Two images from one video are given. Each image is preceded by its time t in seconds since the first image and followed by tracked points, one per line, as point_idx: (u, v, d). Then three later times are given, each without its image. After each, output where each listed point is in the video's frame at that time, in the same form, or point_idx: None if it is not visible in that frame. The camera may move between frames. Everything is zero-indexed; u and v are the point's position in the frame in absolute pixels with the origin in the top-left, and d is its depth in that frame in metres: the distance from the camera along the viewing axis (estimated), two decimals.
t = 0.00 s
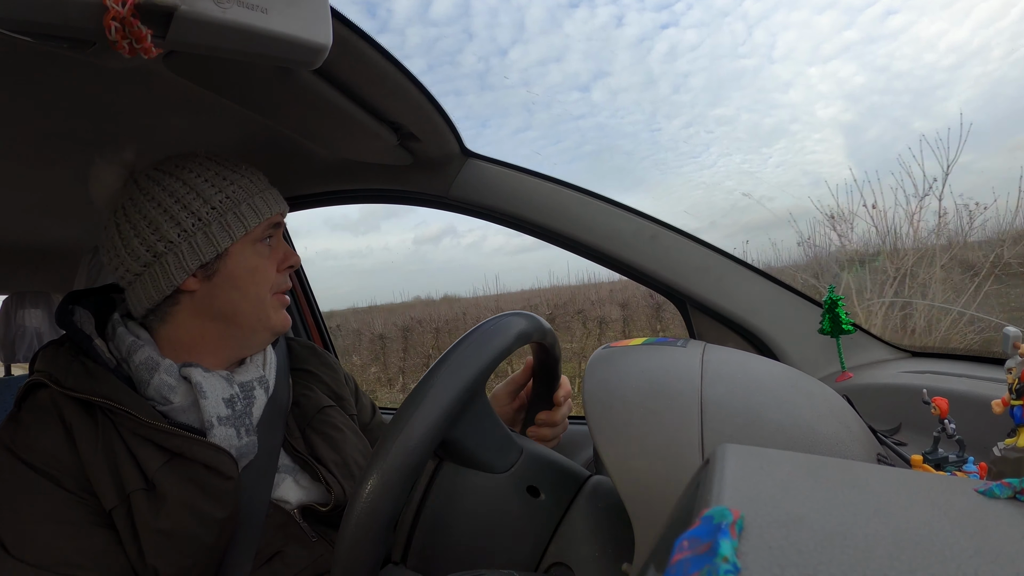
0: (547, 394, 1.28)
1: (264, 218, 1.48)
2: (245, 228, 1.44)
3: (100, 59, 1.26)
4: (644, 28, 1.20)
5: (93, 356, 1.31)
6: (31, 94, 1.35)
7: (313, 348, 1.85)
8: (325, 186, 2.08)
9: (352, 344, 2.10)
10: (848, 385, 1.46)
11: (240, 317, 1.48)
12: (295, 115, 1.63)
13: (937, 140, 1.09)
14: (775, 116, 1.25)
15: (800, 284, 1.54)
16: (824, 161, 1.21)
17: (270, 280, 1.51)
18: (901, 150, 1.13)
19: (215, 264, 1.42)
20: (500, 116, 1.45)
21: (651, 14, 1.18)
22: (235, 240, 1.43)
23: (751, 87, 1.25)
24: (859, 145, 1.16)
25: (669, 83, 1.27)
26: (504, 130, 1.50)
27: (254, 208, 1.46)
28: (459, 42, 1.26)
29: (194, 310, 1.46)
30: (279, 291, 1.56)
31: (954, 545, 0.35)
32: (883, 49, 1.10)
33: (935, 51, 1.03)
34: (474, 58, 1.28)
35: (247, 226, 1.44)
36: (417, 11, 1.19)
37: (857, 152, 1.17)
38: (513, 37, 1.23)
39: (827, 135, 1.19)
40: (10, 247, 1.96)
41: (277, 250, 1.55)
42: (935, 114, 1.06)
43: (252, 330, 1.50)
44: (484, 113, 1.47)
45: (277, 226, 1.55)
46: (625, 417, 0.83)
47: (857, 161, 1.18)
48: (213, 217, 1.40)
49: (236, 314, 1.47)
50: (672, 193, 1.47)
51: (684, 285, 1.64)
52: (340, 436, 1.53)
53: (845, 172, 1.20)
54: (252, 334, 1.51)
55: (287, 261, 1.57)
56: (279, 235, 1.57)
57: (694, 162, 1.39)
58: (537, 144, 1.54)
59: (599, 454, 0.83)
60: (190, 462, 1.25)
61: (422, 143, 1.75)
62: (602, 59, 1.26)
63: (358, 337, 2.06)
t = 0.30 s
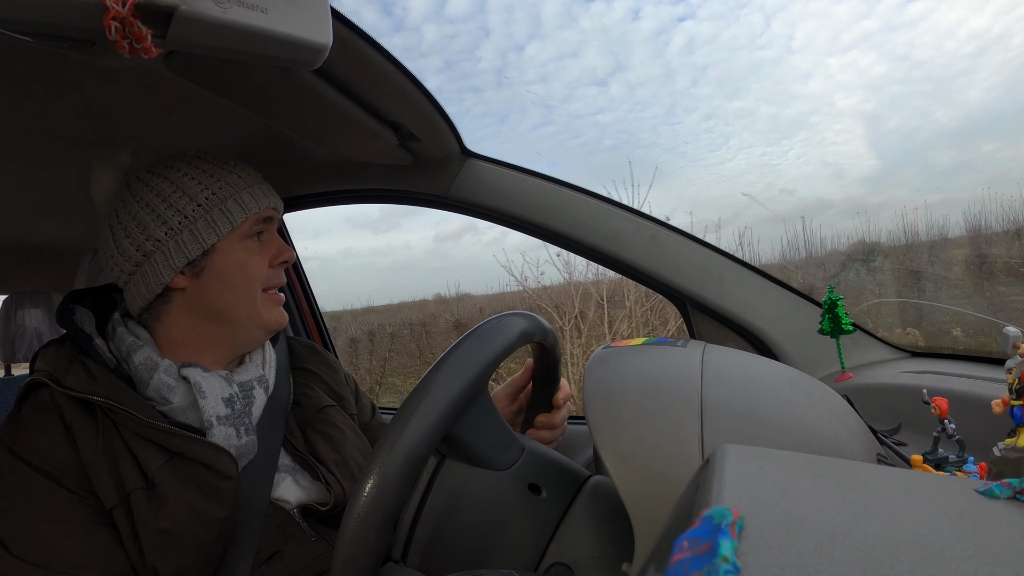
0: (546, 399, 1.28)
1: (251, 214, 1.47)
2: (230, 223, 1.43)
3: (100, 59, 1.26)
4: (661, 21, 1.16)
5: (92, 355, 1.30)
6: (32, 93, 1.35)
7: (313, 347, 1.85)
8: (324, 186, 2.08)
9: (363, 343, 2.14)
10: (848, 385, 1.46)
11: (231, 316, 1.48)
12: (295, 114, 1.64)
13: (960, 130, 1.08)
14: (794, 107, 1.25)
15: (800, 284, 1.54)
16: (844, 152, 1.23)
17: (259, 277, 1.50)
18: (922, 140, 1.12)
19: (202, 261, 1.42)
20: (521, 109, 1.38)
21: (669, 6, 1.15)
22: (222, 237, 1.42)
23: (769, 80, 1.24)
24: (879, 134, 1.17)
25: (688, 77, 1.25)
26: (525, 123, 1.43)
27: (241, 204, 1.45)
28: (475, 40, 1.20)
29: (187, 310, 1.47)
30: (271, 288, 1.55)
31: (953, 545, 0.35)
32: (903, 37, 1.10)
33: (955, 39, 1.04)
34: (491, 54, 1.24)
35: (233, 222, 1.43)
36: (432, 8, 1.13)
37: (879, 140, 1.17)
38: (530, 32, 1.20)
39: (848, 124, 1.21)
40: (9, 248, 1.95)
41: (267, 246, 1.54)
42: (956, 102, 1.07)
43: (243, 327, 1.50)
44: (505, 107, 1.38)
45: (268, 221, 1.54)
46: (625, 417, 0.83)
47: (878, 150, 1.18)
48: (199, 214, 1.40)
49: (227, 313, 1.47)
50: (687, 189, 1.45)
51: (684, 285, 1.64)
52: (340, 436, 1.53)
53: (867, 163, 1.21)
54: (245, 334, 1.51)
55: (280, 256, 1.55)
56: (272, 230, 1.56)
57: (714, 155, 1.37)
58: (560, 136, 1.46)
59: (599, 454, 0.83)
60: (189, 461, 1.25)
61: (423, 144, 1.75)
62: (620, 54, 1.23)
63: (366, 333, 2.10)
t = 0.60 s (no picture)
0: (545, 401, 1.28)
1: (214, 208, 1.44)
2: (193, 220, 1.42)
3: (100, 59, 1.25)
4: (680, 15, 1.16)
5: (92, 354, 1.31)
6: (32, 93, 1.35)
7: (313, 349, 1.85)
8: (323, 185, 2.08)
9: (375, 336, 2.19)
10: (848, 385, 1.46)
11: (205, 315, 1.46)
12: (295, 114, 1.64)
13: (984, 122, 1.05)
14: (818, 100, 1.20)
15: (800, 283, 1.54)
16: (867, 145, 1.19)
17: (229, 273, 1.47)
18: (945, 132, 1.08)
19: (170, 260, 1.45)
20: (542, 106, 1.36)
21: None
22: (184, 234, 1.42)
23: (790, 71, 1.19)
24: (901, 129, 1.12)
25: (708, 70, 1.23)
26: (545, 121, 1.41)
27: (203, 199, 1.43)
28: (495, 38, 1.21)
29: (166, 310, 1.49)
30: (248, 285, 1.52)
31: (953, 545, 0.35)
32: (925, 28, 1.03)
33: (978, 28, 0.99)
34: (511, 52, 1.24)
35: (193, 217, 1.42)
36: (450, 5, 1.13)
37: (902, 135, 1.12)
38: (548, 29, 1.20)
39: (871, 117, 1.16)
40: (9, 248, 1.95)
41: (242, 242, 1.51)
42: (980, 93, 1.04)
43: (220, 325, 1.47)
44: (526, 103, 1.36)
45: (241, 214, 1.51)
46: (625, 417, 0.83)
47: (901, 145, 1.13)
48: (162, 212, 1.41)
49: (201, 312, 1.46)
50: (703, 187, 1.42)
51: (684, 285, 1.64)
52: (340, 437, 1.53)
53: (891, 156, 1.16)
54: (223, 333, 1.48)
55: (255, 250, 1.53)
56: (247, 223, 1.53)
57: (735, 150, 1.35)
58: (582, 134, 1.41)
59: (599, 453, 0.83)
60: (187, 460, 1.25)
61: (423, 144, 1.75)
62: (640, 50, 1.21)
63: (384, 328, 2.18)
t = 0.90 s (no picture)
0: (546, 377, 1.26)
1: (209, 207, 1.44)
2: (187, 221, 1.42)
3: (101, 58, 1.25)
4: (698, 9, 1.14)
5: (91, 354, 1.31)
6: (32, 93, 1.35)
7: (312, 348, 1.85)
8: (322, 185, 2.08)
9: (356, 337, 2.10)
10: (848, 385, 1.46)
11: (204, 315, 1.46)
12: (296, 114, 1.63)
13: (1009, 110, 1.02)
14: (838, 91, 1.18)
15: (800, 283, 1.54)
16: (890, 137, 1.16)
17: (227, 272, 1.47)
18: (968, 122, 1.05)
19: (167, 263, 1.45)
20: (562, 101, 1.35)
21: None
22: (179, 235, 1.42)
23: (810, 63, 1.17)
24: (923, 119, 1.09)
25: (728, 62, 1.21)
26: (563, 117, 1.39)
27: (197, 199, 1.43)
28: (512, 33, 1.19)
29: (166, 312, 1.49)
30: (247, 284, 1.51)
31: (952, 545, 0.35)
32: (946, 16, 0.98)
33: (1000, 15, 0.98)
34: (528, 47, 1.22)
35: (188, 218, 1.41)
36: (467, 2, 1.13)
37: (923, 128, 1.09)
38: (566, 24, 1.17)
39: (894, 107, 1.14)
40: (9, 247, 1.95)
41: (239, 240, 1.50)
42: (1003, 81, 1.01)
43: (219, 325, 1.47)
44: (544, 99, 1.35)
45: (236, 211, 1.50)
46: (625, 418, 0.83)
47: (923, 135, 1.10)
48: (157, 215, 1.42)
49: (199, 312, 1.46)
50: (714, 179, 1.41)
51: (684, 285, 1.64)
52: (339, 437, 1.53)
53: (912, 147, 1.13)
54: (223, 333, 1.48)
55: (252, 247, 1.52)
56: (242, 221, 1.53)
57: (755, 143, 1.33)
58: (601, 130, 1.41)
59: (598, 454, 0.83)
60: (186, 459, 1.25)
61: (423, 143, 1.75)
62: (657, 44, 1.18)
63: (357, 330, 2.07)
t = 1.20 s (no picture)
0: (547, 382, 1.27)
1: (219, 208, 1.44)
2: (198, 221, 1.42)
3: (100, 58, 1.25)
4: None
5: (93, 354, 1.31)
6: (32, 93, 1.34)
7: (314, 348, 1.85)
8: (321, 185, 2.08)
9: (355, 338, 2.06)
10: (848, 385, 1.46)
11: (211, 314, 1.46)
12: (296, 114, 1.63)
13: None
14: (856, 82, 1.16)
15: (800, 283, 1.54)
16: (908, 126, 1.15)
17: (236, 272, 1.47)
18: (988, 112, 1.01)
19: (176, 262, 1.45)
20: (579, 95, 1.34)
21: None
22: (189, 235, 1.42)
23: (827, 55, 1.15)
24: (942, 109, 1.05)
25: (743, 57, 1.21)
26: (580, 111, 1.38)
27: (208, 199, 1.43)
28: (525, 29, 1.18)
29: (172, 310, 1.49)
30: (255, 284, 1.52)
31: (952, 545, 0.35)
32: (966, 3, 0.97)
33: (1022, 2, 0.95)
34: (544, 43, 1.22)
35: (198, 218, 1.42)
36: None
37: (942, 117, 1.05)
38: (581, 19, 1.17)
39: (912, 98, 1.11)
40: (9, 247, 1.95)
41: (248, 241, 1.51)
42: None
43: (226, 325, 1.48)
44: (562, 94, 1.34)
45: (245, 212, 1.51)
46: (625, 417, 0.83)
47: (943, 125, 1.06)
48: (165, 215, 1.41)
49: (206, 311, 1.46)
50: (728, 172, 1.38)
51: (683, 285, 1.64)
52: (340, 437, 1.53)
53: (933, 137, 1.10)
54: (231, 332, 1.49)
55: (261, 249, 1.52)
56: (252, 222, 1.53)
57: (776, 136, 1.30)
58: (615, 123, 1.38)
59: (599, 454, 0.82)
60: (188, 459, 1.25)
61: (423, 143, 1.75)
62: (674, 37, 1.17)
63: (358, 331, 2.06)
